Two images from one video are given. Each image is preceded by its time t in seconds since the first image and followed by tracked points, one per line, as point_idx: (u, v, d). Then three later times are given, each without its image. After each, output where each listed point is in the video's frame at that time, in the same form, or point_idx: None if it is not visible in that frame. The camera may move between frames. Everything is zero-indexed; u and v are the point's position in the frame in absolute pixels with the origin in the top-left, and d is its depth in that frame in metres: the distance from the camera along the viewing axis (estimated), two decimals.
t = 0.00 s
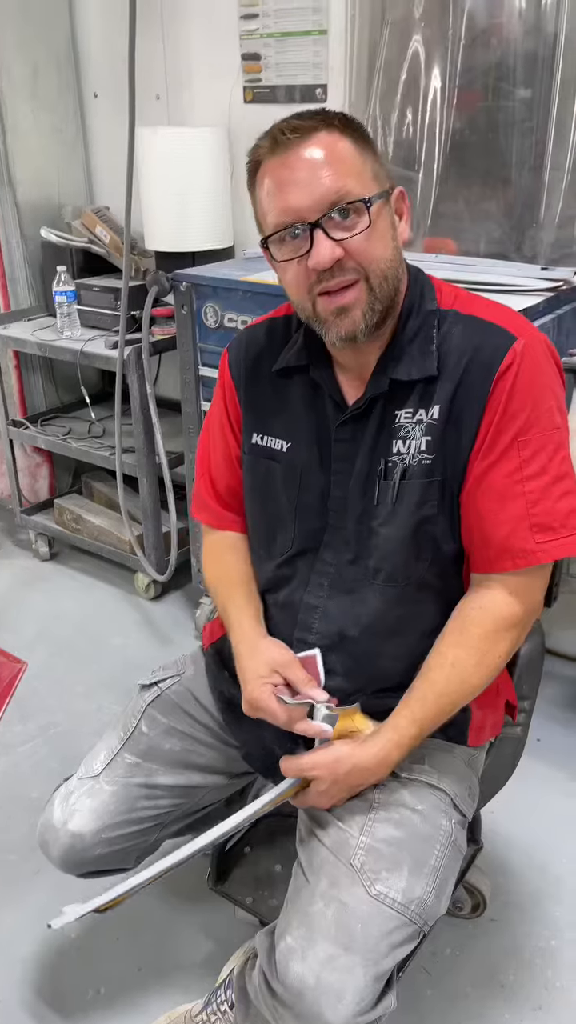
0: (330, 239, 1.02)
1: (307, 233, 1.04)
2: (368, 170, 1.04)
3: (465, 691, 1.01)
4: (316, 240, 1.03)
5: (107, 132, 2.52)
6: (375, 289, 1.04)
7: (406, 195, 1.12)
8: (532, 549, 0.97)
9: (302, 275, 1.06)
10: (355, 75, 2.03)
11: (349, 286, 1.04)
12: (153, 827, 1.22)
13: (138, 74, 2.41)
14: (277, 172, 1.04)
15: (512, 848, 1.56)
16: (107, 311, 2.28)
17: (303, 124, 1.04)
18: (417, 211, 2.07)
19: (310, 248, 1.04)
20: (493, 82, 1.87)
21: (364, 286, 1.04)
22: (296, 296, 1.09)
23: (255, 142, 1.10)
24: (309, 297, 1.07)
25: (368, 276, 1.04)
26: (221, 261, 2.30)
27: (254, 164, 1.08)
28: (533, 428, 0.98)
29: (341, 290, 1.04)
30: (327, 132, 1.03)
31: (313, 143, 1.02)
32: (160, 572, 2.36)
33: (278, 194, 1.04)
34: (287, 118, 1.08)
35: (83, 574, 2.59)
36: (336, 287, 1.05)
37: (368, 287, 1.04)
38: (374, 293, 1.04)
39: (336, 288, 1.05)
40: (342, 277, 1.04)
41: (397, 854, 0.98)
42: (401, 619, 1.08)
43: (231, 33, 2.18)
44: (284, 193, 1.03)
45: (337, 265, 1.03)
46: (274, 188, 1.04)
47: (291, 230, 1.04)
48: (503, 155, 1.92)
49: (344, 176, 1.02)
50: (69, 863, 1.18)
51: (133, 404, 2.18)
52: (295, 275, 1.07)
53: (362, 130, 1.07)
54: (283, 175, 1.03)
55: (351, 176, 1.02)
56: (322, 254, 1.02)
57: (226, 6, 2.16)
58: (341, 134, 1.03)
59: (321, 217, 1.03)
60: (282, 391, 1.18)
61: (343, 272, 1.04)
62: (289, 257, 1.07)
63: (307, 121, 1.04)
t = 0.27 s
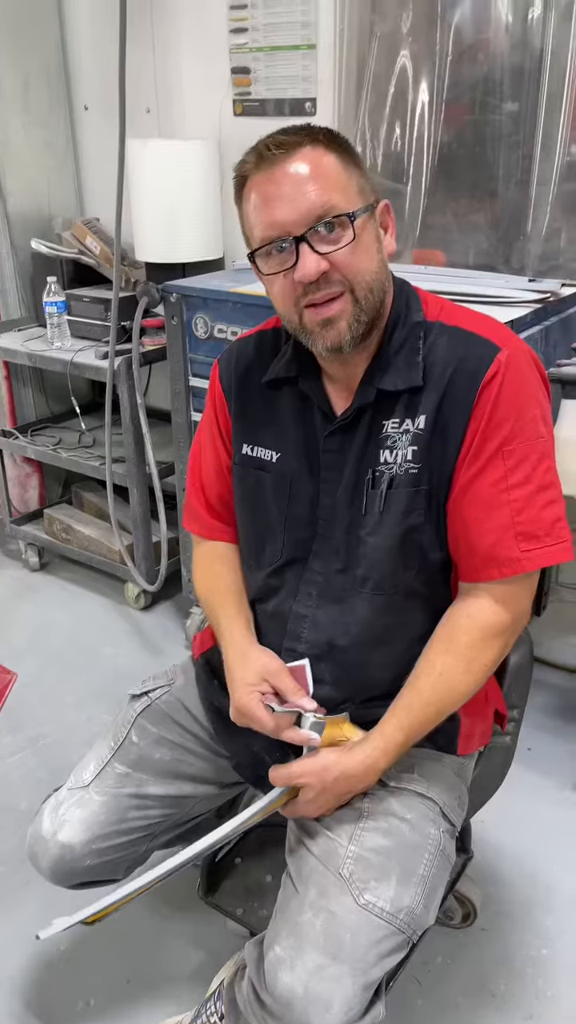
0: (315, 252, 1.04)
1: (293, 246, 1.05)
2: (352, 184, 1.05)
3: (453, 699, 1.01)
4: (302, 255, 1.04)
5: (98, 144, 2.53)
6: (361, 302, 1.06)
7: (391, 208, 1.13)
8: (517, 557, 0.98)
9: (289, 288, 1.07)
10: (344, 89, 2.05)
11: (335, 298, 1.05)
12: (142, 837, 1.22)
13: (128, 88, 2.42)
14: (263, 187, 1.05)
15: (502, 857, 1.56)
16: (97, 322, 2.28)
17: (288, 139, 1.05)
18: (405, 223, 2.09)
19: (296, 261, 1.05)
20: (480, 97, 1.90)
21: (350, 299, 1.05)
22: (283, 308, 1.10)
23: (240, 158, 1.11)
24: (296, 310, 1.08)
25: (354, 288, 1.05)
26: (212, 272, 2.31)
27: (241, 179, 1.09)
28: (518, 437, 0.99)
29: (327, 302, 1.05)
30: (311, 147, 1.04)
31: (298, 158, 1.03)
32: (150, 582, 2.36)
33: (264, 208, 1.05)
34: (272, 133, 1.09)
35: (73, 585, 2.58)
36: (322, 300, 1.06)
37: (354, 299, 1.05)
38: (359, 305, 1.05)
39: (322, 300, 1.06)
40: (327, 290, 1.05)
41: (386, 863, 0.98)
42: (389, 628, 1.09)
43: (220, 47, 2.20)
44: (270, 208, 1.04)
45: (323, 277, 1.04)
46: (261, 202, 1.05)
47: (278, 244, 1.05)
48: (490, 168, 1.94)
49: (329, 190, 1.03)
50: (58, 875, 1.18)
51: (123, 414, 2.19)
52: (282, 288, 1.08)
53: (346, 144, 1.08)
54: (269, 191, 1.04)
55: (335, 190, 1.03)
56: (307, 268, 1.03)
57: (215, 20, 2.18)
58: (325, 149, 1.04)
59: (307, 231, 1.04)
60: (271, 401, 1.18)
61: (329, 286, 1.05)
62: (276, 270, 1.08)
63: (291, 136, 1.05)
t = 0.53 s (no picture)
0: (306, 265, 1.05)
1: (284, 259, 1.06)
2: (343, 197, 1.06)
3: (442, 706, 1.02)
4: (293, 268, 1.05)
5: (90, 156, 2.55)
6: (351, 314, 1.07)
7: (381, 218, 1.14)
8: (504, 564, 0.99)
9: (280, 300, 1.08)
10: (334, 102, 2.07)
11: (325, 310, 1.06)
12: (133, 846, 1.22)
13: (120, 100, 2.44)
14: (254, 200, 1.05)
15: (493, 865, 1.57)
16: (89, 332, 2.29)
17: (279, 153, 1.06)
18: (395, 235, 2.10)
19: (287, 274, 1.06)
20: (468, 110, 1.92)
21: (340, 311, 1.06)
22: (274, 319, 1.11)
23: (232, 169, 1.11)
24: (287, 321, 1.09)
25: (344, 301, 1.06)
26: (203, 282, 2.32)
27: (233, 191, 1.10)
28: (505, 445, 1.00)
29: (317, 314, 1.06)
30: (302, 160, 1.05)
31: (289, 172, 1.04)
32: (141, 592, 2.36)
33: (255, 221, 1.06)
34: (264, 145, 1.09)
35: (64, 594, 2.58)
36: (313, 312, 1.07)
37: (344, 311, 1.06)
38: (350, 316, 1.06)
39: (313, 312, 1.07)
40: (318, 302, 1.06)
41: (375, 870, 0.99)
42: (379, 636, 1.09)
43: (212, 60, 2.22)
44: (262, 221, 1.05)
45: (313, 290, 1.05)
46: (252, 215, 1.06)
47: (269, 256, 1.06)
48: (479, 180, 1.96)
49: (320, 204, 1.04)
50: (48, 885, 1.18)
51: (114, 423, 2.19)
52: (273, 300, 1.09)
53: (337, 157, 1.08)
54: (261, 204, 1.05)
55: (326, 204, 1.04)
56: (298, 281, 1.04)
57: (207, 33, 2.20)
58: (316, 162, 1.05)
59: (298, 244, 1.05)
60: (262, 408, 1.19)
61: (320, 298, 1.06)
62: (267, 282, 1.09)
63: (283, 149, 1.06)
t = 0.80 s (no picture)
0: (302, 304, 1.03)
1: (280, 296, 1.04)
2: (339, 228, 1.03)
3: (438, 710, 1.02)
4: (288, 303, 1.03)
5: (86, 164, 2.56)
6: (346, 343, 1.07)
7: (378, 230, 1.11)
8: (498, 568, 1.00)
9: (276, 331, 1.07)
10: (329, 112, 2.09)
11: (321, 343, 1.06)
12: (129, 851, 1.22)
13: (116, 109, 2.46)
14: (249, 237, 1.02)
15: (489, 870, 1.57)
16: (86, 339, 2.30)
17: (273, 185, 1.01)
18: (390, 243, 2.12)
19: (283, 310, 1.04)
20: (462, 120, 1.94)
21: (335, 340, 1.06)
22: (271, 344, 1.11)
23: (225, 190, 1.07)
24: (283, 348, 1.09)
25: (339, 332, 1.06)
26: (199, 290, 2.34)
27: (226, 215, 1.06)
28: (500, 450, 1.01)
29: (313, 347, 1.06)
30: (297, 195, 1.00)
31: (284, 209, 1.00)
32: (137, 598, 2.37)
33: (251, 258, 1.03)
34: (257, 167, 1.04)
35: (60, 601, 2.58)
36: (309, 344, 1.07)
37: (339, 342, 1.07)
38: (344, 346, 1.07)
39: (308, 345, 1.07)
40: (314, 336, 1.06)
41: (371, 872, 0.99)
42: (374, 640, 1.10)
43: (208, 70, 2.24)
44: (257, 258, 1.02)
45: (309, 326, 1.05)
46: (248, 252, 1.03)
47: (265, 291, 1.04)
48: (473, 189, 1.97)
49: (315, 242, 1.01)
50: (44, 889, 1.18)
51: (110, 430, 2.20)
52: (269, 330, 1.08)
53: (332, 179, 1.04)
54: (255, 238, 1.02)
55: (321, 242, 1.01)
56: (294, 320, 1.03)
57: (203, 43, 2.22)
58: (311, 196, 1.01)
59: (293, 283, 1.02)
60: (259, 413, 1.20)
61: (316, 332, 1.05)
62: (263, 313, 1.07)
63: (277, 181, 1.01)
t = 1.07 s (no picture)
0: (303, 358, 1.02)
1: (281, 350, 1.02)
2: (336, 279, 1.00)
3: (438, 711, 1.03)
4: (288, 357, 1.02)
5: (86, 172, 2.58)
6: (346, 380, 1.06)
7: (377, 260, 1.07)
8: (498, 570, 1.01)
9: (278, 373, 1.07)
10: (328, 120, 2.11)
11: (323, 385, 1.06)
12: (129, 854, 1.23)
13: (116, 117, 2.47)
14: (246, 297, 1.00)
15: (488, 874, 1.57)
16: (85, 345, 2.31)
17: (267, 244, 0.98)
18: (389, 248, 2.13)
19: (284, 362, 1.03)
20: (460, 128, 1.95)
21: (335, 382, 1.06)
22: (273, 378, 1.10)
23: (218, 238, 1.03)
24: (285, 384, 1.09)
25: (340, 374, 1.05)
26: (198, 296, 2.35)
27: (221, 265, 1.03)
28: (499, 454, 1.02)
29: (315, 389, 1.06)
30: (292, 254, 0.97)
31: (279, 271, 0.97)
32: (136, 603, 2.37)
33: (249, 315, 1.01)
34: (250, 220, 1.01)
35: (60, 605, 2.59)
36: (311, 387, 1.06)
37: (340, 382, 1.06)
38: (345, 384, 1.07)
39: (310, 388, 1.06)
40: (316, 382, 1.05)
41: (372, 874, 0.99)
42: (374, 643, 1.11)
43: (207, 78, 2.25)
44: (256, 319, 1.00)
45: (311, 375, 1.04)
46: (246, 309, 1.01)
47: (265, 346, 1.03)
48: (470, 195, 1.99)
49: (313, 301, 0.98)
50: (44, 893, 1.18)
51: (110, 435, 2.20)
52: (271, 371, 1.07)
53: (326, 225, 1.00)
54: (251, 298, 0.99)
55: (319, 299, 0.99)
56: (296, 373, 1.03)
57: (202, 51, 2.24)
58: (305, 253, 0.97)
59: (293, 341, 1.01)
60: (258, 418, 1.20)
61: (317, 378, 1.05)
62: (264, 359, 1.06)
63: (271, 241, 0.98)
